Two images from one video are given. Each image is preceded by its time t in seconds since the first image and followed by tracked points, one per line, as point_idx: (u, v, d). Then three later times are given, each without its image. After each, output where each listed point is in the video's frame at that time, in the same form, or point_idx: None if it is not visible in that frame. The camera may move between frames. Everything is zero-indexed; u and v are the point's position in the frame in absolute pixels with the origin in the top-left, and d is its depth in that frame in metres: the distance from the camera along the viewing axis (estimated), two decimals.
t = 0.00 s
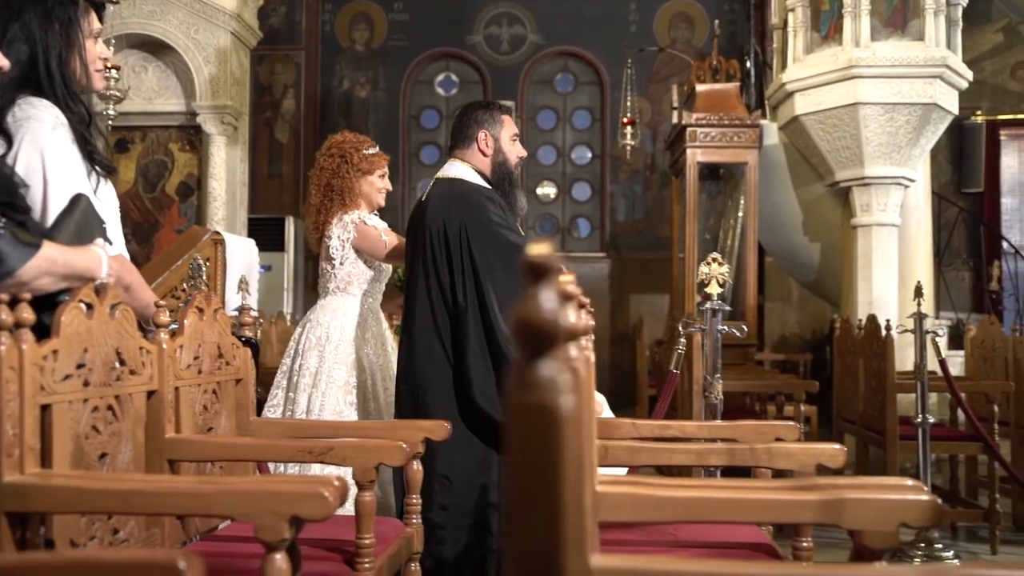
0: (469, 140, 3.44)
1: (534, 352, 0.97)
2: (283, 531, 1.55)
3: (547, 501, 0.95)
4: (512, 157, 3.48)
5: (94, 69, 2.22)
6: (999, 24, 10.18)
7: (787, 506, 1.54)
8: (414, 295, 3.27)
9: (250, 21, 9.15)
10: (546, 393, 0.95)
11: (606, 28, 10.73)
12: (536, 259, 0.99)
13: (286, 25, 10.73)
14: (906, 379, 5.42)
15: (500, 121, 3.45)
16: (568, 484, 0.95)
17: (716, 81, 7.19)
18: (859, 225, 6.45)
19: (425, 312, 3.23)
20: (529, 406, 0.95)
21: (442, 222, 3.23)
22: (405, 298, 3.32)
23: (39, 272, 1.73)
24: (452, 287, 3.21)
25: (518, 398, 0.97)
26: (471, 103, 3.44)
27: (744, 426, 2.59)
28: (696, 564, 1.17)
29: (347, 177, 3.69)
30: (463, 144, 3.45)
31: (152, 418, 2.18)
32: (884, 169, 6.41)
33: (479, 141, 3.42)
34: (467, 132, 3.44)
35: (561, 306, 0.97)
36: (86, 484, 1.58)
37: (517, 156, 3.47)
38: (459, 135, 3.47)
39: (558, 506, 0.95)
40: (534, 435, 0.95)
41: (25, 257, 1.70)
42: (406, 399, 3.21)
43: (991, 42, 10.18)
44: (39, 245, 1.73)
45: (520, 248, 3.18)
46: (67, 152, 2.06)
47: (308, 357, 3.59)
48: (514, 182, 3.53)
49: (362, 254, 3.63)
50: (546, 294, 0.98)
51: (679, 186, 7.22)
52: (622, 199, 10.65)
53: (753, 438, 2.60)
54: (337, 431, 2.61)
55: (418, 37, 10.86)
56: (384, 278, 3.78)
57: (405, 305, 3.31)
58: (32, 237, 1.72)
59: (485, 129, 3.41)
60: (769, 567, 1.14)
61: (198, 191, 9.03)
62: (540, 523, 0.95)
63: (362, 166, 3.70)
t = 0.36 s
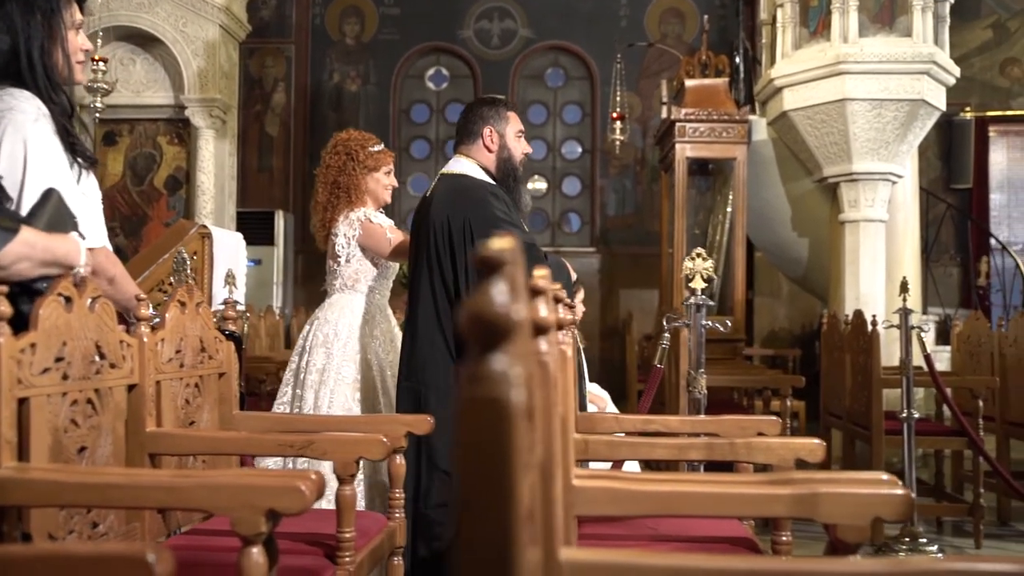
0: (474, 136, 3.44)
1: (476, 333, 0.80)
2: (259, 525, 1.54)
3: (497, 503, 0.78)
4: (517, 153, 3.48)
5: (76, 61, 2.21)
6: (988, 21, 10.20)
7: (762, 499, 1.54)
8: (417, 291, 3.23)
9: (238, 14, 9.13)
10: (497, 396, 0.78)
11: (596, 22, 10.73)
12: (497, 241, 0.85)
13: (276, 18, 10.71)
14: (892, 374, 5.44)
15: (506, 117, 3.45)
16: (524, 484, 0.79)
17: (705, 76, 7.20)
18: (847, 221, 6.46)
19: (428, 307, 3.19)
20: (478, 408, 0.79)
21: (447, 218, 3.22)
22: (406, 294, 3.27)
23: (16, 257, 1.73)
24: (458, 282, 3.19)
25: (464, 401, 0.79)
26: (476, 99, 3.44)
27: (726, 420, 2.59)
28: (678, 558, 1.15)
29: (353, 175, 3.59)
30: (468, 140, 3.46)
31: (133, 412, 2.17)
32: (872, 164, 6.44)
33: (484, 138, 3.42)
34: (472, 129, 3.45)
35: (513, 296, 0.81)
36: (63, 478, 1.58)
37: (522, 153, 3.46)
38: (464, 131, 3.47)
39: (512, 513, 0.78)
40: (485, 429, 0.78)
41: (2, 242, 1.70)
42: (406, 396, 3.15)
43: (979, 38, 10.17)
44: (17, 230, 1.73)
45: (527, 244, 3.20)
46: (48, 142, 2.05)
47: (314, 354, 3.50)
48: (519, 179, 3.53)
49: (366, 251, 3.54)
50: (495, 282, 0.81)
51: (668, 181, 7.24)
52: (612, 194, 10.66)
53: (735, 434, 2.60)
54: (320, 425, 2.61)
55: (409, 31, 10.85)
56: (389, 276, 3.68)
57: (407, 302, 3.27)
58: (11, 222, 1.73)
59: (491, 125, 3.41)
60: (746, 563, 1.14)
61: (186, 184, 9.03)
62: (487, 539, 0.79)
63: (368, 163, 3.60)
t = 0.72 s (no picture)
0: (477, 136, 3.52)
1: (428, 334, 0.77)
2: (233, 521, 1.55)
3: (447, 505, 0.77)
4: (520, 153, 3.56)
5: (54, 57, 2.21)
6: (973, 18, 10.22)
7: (733, 494, 1.56)
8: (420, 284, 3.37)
9: (223, 9, 9.09)
10: (445, 391, 0.75)
11: (583, 18, 10.73)
12: (456, 236, 0.82)
13: (263, 14, 10.67)
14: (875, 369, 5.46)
15: (509, 118, 3.51)
16: (474, 486, 0.77)
17: (691, 73, 7.21)
18: (832, 216, 6.49)
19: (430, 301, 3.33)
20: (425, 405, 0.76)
21: (449, 216, 3.33)
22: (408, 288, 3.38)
23: None
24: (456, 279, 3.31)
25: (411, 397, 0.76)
26: (479, 99, 3.51)
27: (706, 416, 2.60)
28: (669, 555, 1.15)
29: (356, 175, 3.55)
30: (472, 140, 3.54)
31: (110, 408, 2.17)
32: (856, 160, 6.47)
33: (487, 138, 3.50)
34: (476, 129, 3.53)
35: (465, 292, 0.78)
36: (37, 475, 1.57)
37: (525, 153, 3.53)
38: (468, 130, 3.55)
39: (462, 514, 0.77)
40: (432, 425, 0.76)
41: None
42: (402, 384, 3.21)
43: (966, 34, 10.22)
44: None
45: (528, 244, 3.28)
46: (27, 139, 2.04)
47: (322, 356, 3.44)
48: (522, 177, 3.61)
49: (371, 253, 3.49)
50: (445, 278, 0.78)
51: (653, 177, 7.25)
52: (599, 190, 10.67)
53: (715, 429, 2.61)
54: (300, 422, 2.60)
55: (395, 27, 10.84)
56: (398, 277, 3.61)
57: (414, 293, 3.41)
58: None
59: (493, 125, 3.49)
60: (717, 561, 1.14)
61: (171, 181, 9.04)
62: (438, 533, 0.78)
63: (370, 163, 3.56)
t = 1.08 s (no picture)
0: (483, 138, 3.72)
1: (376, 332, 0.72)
2: (209, 518, 1.54)
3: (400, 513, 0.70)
4: (525, 154, 3.76)
5: (35, 50, 2.21)
6: (963, 17, 10.24)
7: (707, 489, 1.54)
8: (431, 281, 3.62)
9: (211, 5, 9.07)
10: (396, 391, 0.69)
11: (573, 16, 10.73)
12: (421, 233, 0.83)
13: (253, 9, 10.63)
14: (861, 367, 5.48)
15: (514, 120, 3.71)
16: (428, 489, 0.71)
17: (680, 71, 7.21)
18: (819, 215, 6.50)
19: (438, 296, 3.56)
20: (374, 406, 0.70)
21: (457, 217, 3.59)
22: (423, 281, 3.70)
23: None
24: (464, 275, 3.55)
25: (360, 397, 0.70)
26: (485, 102, 3.69)
27: (688, 413, 2.59)
28: (639, 551, 1.14)
29: (362, 172, 3.48)
30: (478, 142, 3.75)
31: (90, 404, 2.17)
32: (843, 159, 6.48)
33: (493, 139, 3.70)
34: (482, 131, 3.72)
35: (417, 290, 0.70)
36: (12, 471, 1.57)
37: (530, 155, 3.74)
38: (474, 132, 3.75)
39: (416, 512, 0.70)
40: (385, 420, 0.69)
41: None
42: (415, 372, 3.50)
43: (955, 33, 10.24)
44: None
45: (530, 243, 3.49)
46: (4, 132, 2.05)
47: (332, 356, 3.38)
48: (527, 177, 3.83)
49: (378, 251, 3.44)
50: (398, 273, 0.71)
51: (642, 174, 7.26)
52: (589, 187, 10.67)
53: (697, 426, 2.61)
54: (281, 418, 2.60)
55: (386, 24, 10.83)
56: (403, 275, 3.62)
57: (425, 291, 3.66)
58: None
59: (499, 127, 3.68)
60: (684, 559, 1.13)
61: (159, 176, 9.05)
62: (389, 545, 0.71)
63: (376, 160, 3.49)
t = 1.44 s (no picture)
0: (489, 139, 3.77)
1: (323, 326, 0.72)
2: (183, 518, 1.54)
3: (344, 508, 0.69)
4: (530, 156, 3.80)
5: (14, 48, 2.22)
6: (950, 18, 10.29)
7: (682, 490, 1.55)
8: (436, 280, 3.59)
9: (199, 4, 9.06)
10: (345, 392, 0.68)
11: (562, 16, 10.74)
12: (381, 236, 0.83)
13: (241, 7, 10.65)
14: (847, 367, 5.49)
15: (518, 121, 3.77)
16: (375, 490, 0.69)
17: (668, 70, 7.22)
18: (806, 215, 6.52)
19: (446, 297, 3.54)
20: (322, 409, 0.69)
21: (463, 217, 3.58)
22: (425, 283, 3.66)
23: None
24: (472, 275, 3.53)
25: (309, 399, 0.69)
26: (490, 103, 3.77)
27: (669, 413, 2.59)
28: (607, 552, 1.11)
29: (366, 169, 3.54)
30: (483, 143, 3.79)
31: (69, 404, 2.17)
32: (830, 159, 6.50)
33: (498, 140, 3.75)
34: (488, 132, 3.77)
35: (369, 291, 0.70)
36: None
37: (535, 155, 3.77)
38: (479, 134, 3.80)
39: (365, 514, 0.69)
40: (332, 421, 0.68)
41: None
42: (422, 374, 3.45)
43: (943, 34, 10.26)
44: None
45: (538, 243, 3.52)
46: None
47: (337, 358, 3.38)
48: (533, 178, 3.84)
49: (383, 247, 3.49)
50: (350, 274, 0.70)
51: (629, 174, 7.26)
52: (578, 187, 10.66)
53: (678, 426, 2.61)
54: (262, 418, 2.59)
55: (375, 23, 10.82)
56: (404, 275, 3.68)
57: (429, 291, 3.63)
58: None
59: (504, 127, 3.74)
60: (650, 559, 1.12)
61: (146, 176, 9.05)
62: (336, 553, 0.69)
63: (380, 157, 3.54)
